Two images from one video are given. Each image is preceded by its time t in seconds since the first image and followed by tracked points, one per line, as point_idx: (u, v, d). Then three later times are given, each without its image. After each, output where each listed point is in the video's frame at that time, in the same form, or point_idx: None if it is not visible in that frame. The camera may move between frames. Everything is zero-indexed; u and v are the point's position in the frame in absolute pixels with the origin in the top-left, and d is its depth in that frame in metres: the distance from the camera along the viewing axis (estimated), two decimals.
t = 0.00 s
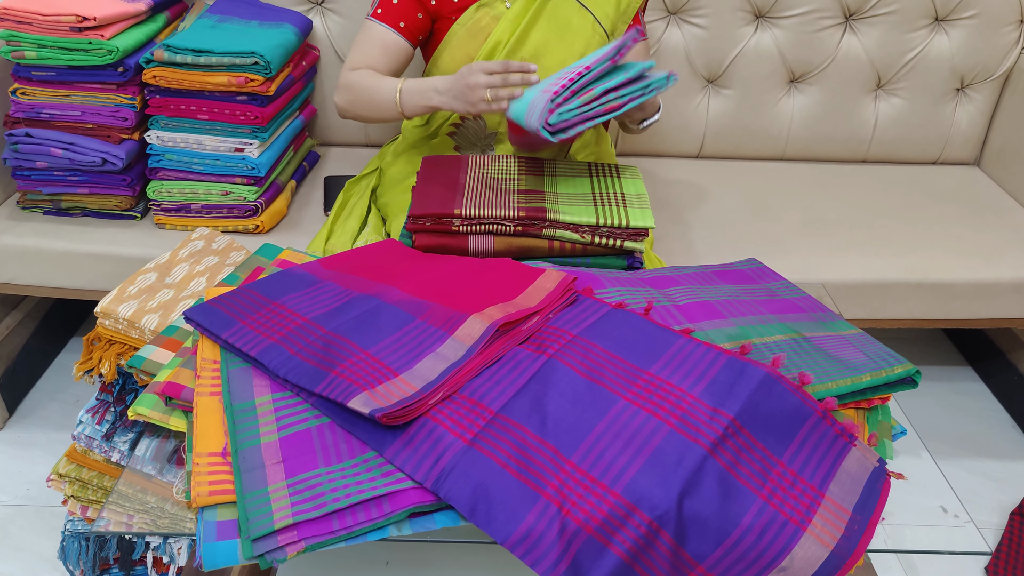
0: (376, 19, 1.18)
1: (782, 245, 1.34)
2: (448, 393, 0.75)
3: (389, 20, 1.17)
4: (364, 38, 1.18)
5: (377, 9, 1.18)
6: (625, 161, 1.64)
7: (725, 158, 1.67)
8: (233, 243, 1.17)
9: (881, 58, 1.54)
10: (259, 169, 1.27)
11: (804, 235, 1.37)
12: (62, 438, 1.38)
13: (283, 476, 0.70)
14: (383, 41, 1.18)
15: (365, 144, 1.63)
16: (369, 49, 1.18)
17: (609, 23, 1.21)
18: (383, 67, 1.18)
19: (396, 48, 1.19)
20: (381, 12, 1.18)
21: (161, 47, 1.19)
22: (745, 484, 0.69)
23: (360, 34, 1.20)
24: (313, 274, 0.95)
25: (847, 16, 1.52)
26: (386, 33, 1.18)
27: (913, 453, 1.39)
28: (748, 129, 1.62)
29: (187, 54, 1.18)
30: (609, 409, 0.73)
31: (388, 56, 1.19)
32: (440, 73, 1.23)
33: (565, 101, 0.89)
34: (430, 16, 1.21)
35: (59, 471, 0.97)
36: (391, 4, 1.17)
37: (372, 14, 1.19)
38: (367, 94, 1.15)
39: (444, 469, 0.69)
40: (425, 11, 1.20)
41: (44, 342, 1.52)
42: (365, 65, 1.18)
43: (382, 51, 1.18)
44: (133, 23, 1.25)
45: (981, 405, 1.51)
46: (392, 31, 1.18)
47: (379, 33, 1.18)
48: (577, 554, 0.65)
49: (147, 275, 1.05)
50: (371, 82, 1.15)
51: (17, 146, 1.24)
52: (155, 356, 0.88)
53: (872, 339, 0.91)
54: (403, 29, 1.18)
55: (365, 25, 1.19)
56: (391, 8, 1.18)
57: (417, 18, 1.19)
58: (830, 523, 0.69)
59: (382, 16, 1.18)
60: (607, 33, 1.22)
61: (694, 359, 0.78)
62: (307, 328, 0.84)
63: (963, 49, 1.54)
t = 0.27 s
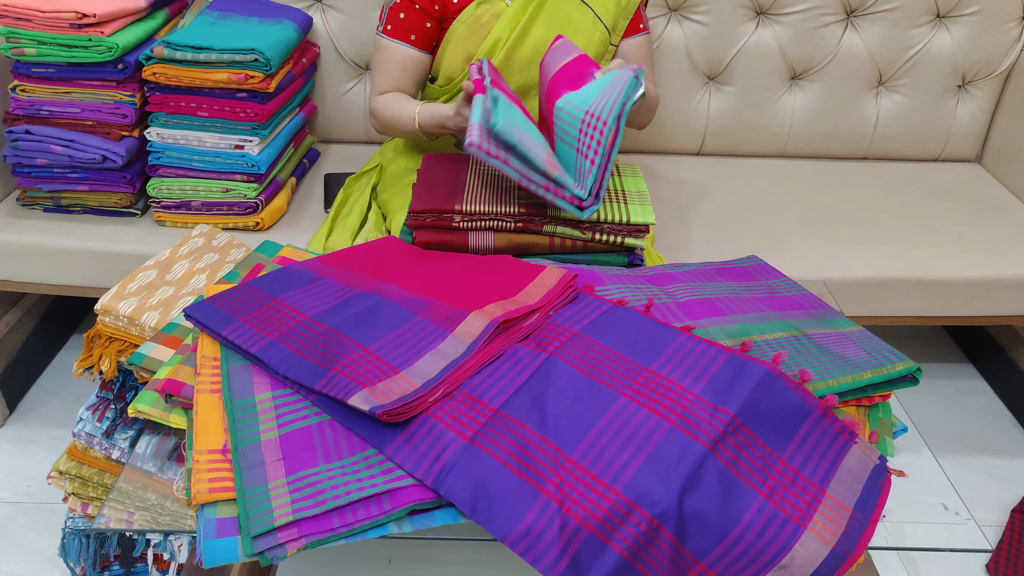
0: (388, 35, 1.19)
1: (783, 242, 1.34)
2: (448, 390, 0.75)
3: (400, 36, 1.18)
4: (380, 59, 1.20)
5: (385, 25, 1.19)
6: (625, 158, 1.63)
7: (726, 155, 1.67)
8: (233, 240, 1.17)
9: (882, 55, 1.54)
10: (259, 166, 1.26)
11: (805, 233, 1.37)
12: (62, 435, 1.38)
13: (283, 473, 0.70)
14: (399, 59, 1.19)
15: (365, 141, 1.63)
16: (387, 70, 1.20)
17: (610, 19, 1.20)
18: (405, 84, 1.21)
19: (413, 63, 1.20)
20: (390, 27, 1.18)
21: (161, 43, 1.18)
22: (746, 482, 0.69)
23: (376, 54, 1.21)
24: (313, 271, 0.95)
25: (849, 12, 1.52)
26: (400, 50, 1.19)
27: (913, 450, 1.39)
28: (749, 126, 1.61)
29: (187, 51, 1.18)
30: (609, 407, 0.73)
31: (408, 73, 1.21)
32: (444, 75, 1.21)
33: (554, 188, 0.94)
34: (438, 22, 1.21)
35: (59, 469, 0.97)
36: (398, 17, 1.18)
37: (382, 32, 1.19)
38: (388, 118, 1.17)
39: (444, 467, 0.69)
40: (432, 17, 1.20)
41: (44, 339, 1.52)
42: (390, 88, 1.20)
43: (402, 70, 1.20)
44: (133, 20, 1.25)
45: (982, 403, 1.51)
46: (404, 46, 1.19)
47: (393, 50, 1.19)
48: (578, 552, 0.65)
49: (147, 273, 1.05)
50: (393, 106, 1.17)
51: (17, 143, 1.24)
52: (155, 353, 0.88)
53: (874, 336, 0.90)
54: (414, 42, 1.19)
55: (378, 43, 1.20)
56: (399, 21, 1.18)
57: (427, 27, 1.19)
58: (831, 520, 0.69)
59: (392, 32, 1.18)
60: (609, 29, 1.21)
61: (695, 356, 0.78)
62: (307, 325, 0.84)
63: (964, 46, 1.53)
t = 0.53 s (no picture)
0: (376, 24, 1.21)
1: (785, 239, 1.34)
2: (450, 386, 0.75)
3: (386, 27, 1.20)
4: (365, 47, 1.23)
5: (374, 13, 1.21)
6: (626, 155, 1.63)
7: (727, 151, 1.67)
8: (234, 237, 1.17)
9: (885, 51, 1.54)
10: (261, 162, 1.26)
11: (807, 229, 1.37)
12: (63, 431, 1.38)
13: (285, 469, 0.70)
14: (382, 48, 1.22)
15: (366, 137, 1.63)
16: (370, 57, 1.23)
17: (612, 22, 1.20)
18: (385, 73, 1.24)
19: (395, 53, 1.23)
20: (378, 16, 1.21)
21: (162, 39, 1.18)
22: (748, 478, 0.69)
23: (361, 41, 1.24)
24: (314, 268, 0.94)
25: (851, 8, 1.51)
26: (385, 40, 1.21)
27: (915, 447, 1.39)
28: (750, 122, 1.61)
29: (188, 47, 1.17)
30: (611, 403, 0.73)
31: (388, 64, 1.23)
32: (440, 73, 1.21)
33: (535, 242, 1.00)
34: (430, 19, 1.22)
35: (60, 465, 0.97)
36: (388, 8, 1.19)
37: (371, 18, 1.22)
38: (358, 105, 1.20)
39: (446, 463, 0.69)
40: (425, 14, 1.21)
41: (46, 336, 1.52)
42: (370, 76, 1.23)
43: (383, 60, 1.23)
44: (134, 15, 1.25)
45: (983, 400, 1.51)
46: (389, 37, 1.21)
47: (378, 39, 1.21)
48: (579, 548, 0.65)
49: (149, 269, 1.05)
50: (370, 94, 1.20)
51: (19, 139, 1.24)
52: (157, 349, 0.87)
53: (876, 333, 0.90)
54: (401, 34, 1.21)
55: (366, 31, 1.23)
56: (387, 12, 1.20)
57: (414, 22, 1.20)
58: (833, 517, 0.69)
59: (380, 20, 1.20)
60: (610, 32, 1.20)
61: (697, 353, 0.78)
62: (308, 322, 0.84)
63: (967, 42, 1.53)
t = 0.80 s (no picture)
0: (395, 32, 1.16)
1: (785, 238, 1.34)
2: (450, 385, 0.75)
3: (410, 33, 1.16)
4: (389, 57, 1.18)
5: (393, 21, 1.16)
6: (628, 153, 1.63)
7: (728, 150, 1.67)
8: (235, 235, 1.17)
9: (885, 50, 1.53)
10: (261, 161, 1.26)
11: (807, 228, 1.37)
12: (64, 429, 1.38)
13: (285, 467, 0.70)
14: (410, 53, 1.17)
15: (367, 136, 1.63)
16: (398, 66, 1.18)
17: (613, 18, 1.23)
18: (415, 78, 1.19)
19: (422, 56, 1.19)
20: (399, 24, 1.16)
21: (162, 37, 1.18)
22: (748, 477, 0.69)
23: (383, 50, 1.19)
24: (315, 266, 0.94)
25: (851, 7, 1.51)
26: (410, 46, 1.17)
27: (916, 446, 1.39)
28: (751, 121, 1.61)
29: (188, 44, 1.17)
30: (612, 402, 0.73)
31: (417, 68, 1.19)
32: (450, 72, 1.20)
33: (577, 178, 0.95)
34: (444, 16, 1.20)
35: (61, 463, 0.98)
36: (407, 12, 1.16)
37: (389, 28, 1.17)
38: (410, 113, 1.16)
39: (446, 461, 0.69)
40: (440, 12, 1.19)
41: (47, 334, 1.52)
42: (401, 84, 1.18)
43: (412, 66, 1.18)
44: (134, 13, 1.25)
45: (984, 399, 1.51)
46: (413, 42, 1.17)
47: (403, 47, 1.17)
48: (580, 547, 0.65)
49: (149, 267, 1.05)
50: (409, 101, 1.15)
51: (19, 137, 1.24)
52: (157, 348, 0.87)
53: (876, 331, 0.90)
54: (423, 37, 1.18)
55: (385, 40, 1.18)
56: (407, 17, 1.16)
57: (436, 22, 1.18)
58: (833, 516, 0.69)
59: (401, 28, 1.16)
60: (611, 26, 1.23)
61: (697, 351, 0.78)
62: (308, 320, 0.84)
63: (968, 41, 1.53)
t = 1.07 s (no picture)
0: (405, 34, 1.15)
1: (787, 236, 1.34)
2: (453, 382, 0.75)
3: (419, 34, 1.15)
4: (400, 60, 1.17)
5: (402, 23, 1.15)
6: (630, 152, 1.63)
7: (730, 148, 1.67)
8: (237, 233, 1.17)
9: (887, 48, 1.53)
10: (264, 158, 1.26)
11: (809, 227, 1.37)
12: (66, 426, 1.39)
13: (289, 464, 0.70)
14: (421, 56, 1.17)
15: (370, 134, 1.63)
16: (409, 69, 1.17)
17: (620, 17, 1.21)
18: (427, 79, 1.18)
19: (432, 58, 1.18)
20: (408, 26, 1.15)
21: (165, 35, 1.18)
22: (750, 475, 0.69)
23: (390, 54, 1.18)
24: (317, 264, 0.95)
25: (854, 6, 1.51)
26: (421, 48, 1.16)
27: (917, 445, 1.39)
28: (753, 119, 1.61)
29: (191, 42, 1.17)
30: (615, 399, 0.73)
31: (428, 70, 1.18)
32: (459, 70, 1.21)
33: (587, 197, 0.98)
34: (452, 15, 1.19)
35: (64, 459, 0.98)
36: (416, 14, 1.14)
37: (398, 30, 1.15)
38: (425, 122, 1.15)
39: (449, 459, 0.69)
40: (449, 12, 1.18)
41: (49, 331, 1.52)
42: (413, 88, 1.18)
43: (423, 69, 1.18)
44: (137, 11, 1.25)
45: (985, 398, 1.51)
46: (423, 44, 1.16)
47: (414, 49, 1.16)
48: (582, 544, 0.65)
49: (152, 264, 1.05)
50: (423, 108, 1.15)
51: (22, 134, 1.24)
52: (160, 345, 0.88)
53: (878, 330, 0.90)
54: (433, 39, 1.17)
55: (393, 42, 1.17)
56: (417, 19, 1.15)
57: (445, 22, 1.17)
58: (835, 513, 0.69)
59: (410, 30, 1.15)
60: (618, 27, 1.22)
61: (699, 349, 0.78)
62: (311, 317, 0.84)
63: (970, 39, 1.52)
